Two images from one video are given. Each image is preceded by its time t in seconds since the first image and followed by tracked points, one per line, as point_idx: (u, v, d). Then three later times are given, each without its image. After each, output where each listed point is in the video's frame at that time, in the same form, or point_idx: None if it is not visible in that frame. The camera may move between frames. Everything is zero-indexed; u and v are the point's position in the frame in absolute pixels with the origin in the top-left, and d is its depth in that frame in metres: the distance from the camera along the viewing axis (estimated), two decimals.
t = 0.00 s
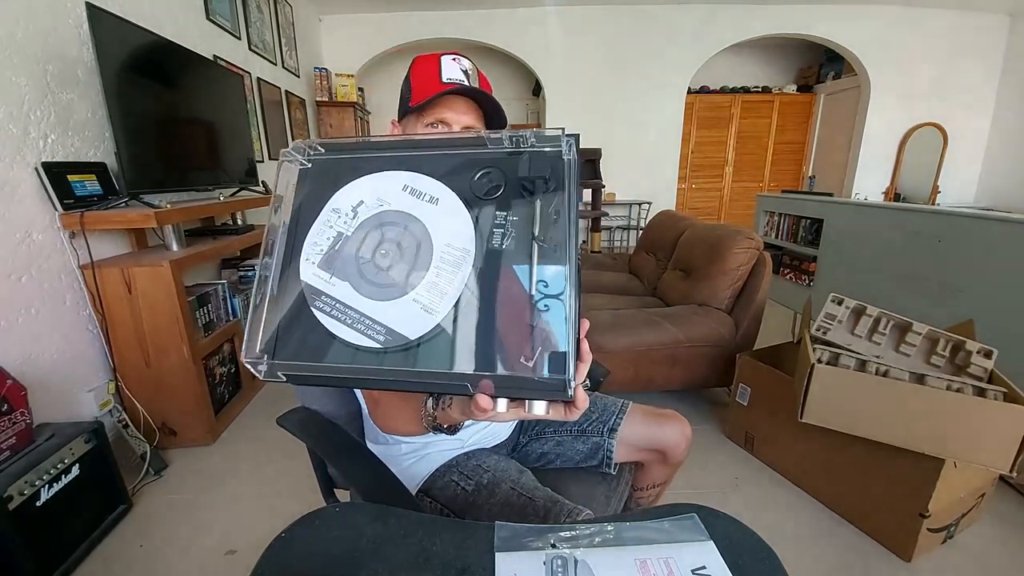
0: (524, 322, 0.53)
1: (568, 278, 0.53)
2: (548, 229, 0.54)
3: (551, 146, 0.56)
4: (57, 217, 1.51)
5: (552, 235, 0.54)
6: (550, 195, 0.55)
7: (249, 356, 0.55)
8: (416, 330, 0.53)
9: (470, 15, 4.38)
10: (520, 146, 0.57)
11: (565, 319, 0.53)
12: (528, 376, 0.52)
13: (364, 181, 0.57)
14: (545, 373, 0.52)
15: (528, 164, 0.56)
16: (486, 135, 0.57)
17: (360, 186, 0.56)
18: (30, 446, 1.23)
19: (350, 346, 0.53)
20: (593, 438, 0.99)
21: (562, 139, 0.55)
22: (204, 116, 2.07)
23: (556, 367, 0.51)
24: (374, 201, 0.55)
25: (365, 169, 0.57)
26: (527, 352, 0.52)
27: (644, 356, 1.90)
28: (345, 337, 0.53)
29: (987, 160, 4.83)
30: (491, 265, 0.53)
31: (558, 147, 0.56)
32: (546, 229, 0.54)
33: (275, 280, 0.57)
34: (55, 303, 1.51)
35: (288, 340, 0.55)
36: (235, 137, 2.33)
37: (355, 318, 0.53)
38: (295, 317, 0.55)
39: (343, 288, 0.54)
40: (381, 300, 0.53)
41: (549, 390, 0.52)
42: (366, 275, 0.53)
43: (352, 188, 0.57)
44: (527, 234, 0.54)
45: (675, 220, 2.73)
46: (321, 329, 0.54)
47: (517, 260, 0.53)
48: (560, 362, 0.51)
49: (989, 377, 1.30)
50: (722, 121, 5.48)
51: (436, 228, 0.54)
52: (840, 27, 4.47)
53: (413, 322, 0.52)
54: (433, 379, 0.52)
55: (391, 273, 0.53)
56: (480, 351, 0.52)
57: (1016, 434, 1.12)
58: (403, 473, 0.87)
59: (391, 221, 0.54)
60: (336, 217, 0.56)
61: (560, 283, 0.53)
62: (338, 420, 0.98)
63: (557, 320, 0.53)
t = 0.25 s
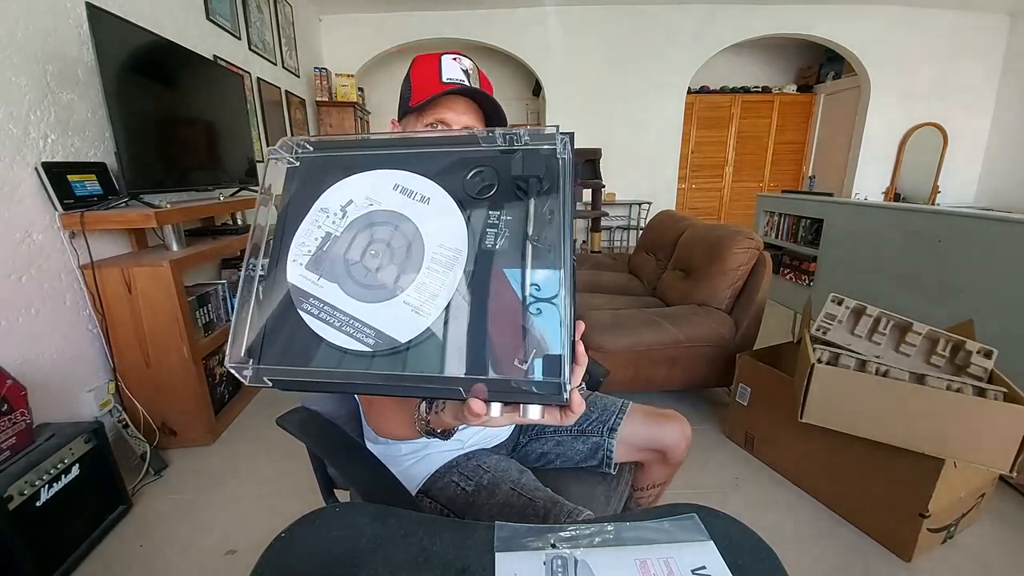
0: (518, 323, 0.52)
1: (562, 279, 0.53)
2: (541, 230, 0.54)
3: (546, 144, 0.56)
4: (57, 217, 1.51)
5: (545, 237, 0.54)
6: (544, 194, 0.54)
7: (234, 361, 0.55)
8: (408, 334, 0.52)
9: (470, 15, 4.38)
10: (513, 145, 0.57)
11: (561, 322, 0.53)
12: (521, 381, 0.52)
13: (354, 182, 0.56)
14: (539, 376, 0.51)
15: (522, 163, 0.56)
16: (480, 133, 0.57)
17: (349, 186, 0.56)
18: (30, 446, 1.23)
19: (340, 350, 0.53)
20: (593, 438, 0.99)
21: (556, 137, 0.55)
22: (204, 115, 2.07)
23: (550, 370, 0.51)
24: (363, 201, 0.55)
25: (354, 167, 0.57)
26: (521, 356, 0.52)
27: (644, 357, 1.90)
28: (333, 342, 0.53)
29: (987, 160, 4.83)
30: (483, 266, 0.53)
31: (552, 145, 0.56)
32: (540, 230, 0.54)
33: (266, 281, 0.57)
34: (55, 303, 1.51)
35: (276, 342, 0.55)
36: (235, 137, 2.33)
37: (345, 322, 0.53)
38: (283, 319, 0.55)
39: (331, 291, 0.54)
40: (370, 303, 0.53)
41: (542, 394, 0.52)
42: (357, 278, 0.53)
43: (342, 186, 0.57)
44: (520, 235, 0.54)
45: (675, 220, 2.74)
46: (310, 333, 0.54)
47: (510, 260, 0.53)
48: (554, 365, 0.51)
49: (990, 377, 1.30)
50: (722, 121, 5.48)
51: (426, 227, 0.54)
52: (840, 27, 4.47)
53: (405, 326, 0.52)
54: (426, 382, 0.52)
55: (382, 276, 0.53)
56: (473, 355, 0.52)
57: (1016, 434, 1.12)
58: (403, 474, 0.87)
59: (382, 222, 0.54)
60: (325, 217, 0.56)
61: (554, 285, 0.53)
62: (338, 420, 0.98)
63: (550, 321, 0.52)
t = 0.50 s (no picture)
0: (520, 328, 0.52)
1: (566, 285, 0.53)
2: (544, 237, 0.54)
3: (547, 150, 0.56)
4: (57, 217, 1.51)
5: (548, 243, 0.53)
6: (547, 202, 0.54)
7: (243, 360, 0.55)
8: (415, 337, 0.52)
9: (470, 15, 4.38)
10: (517, 151, 0.57)
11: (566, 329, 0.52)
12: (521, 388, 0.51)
13: (362, 185, 0.57)
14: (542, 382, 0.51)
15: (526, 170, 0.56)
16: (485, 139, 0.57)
17: (357, 189, 0.56)
18: (30, 447, 1.23)
19: (344, 352, 0.53)
20: (593, 439, 0.99)
21: (560, 143, 0.55)
22: (205, 115, 2.07)
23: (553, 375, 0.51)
24: (370, 205, 0.55)
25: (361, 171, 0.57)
26: (522, 361, 0.52)
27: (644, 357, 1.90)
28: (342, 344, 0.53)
29: (988, 160, 4.83)
30: (488, 271, 0.53)
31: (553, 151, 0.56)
32: (543, 236, 0.54)
33: (270, 283, 0.56)
34: (55, 303, 1.51)
35: (283, 342, 0.55)
36: (236, 136, 2.33)
37: (351, 326, 0.53)
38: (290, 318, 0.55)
39: (340, 292, 0.53)
40: (376, 303, 0.53)
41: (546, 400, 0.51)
42: (362, 280, 0.53)
43: (349, 189, 0.57)
44: (522, 242, 0.54)
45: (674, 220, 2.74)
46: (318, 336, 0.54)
47: (514, 267, 0.53)
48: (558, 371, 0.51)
49: (990, 377, 1.30)
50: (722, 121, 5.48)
51: (429, 230, 0.54)
52: (841, 27, 4.47)
53: (412, 329, 0.52)
54: (429, 385, 0.52)
55: (389, 278, 0.53)
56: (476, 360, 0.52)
57: (1016, 434, 1.12)
58: (403, 474, 0.88)
59: (389, 226, 0.54)
60: (333, 220, 0.56)
61: (556, 292, 0.52)
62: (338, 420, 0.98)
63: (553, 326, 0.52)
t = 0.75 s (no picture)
0: (548, 322, 0.49)
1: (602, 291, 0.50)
2: (589, 244, 0.50)
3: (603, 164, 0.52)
4: (57, 217, 1.51)
5: (591, 249, 0.50)
6: (596, 209, 0.51)
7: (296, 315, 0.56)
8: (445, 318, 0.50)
9: (470, 15, 4.38)
10: (564, 162, 0.53)
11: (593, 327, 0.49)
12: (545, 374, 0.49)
13: (424, 175, 0.55)
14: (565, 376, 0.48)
15: (579, 179, 0.52)
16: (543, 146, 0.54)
17: (422, 181, 0.55)
18: (30, 447, 1.23)
19: (380, 329, 0.52)
20: (592, 444, 0.99)
21: (607, 158, 0.51)
22: (205, 115, 2.07)
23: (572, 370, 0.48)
24: (427, 196, 0.54)
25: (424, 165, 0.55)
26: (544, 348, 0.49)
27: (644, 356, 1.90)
28: (383, 319, 0.52)
29: (987, 160, 4.83)
30: (526, 266, 0.50)
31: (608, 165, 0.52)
32: (586, 242, 0.50)
33: (322, 255, 0.56)
34: (55, 303, 1.51)
35: (323, 306, 0.54)
36: (235, 136, 2.33)
37: (393, 302, 0.52)
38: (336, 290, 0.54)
39: (389, 271, 0.52)
40: (422, 292, 0.51)
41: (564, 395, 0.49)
42: (413, 266, 0.52)
43: (411, 179, 0.55)
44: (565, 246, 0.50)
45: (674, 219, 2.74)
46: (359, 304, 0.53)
47: (551, 266, 0.50)
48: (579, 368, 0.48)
49: (990, 377, 1.30)
50: (722, 120, 5.48)
51: (478, 228, 0.51)
52: (840, 27, 4.47)
53: (444, 311, 0.50)
54: (453, 367, 0.50)
55: (434, 267, 0.51)
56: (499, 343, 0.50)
57: (1016, 434, 1.12)
58: (405, 472, 0.88)
59: (442, 214, 0.52)
60: (392, 206, 0.54)
61: (594, 295, 0.49)
62: (339, 419, 0.98)
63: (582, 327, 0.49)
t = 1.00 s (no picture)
0: (589, 314, 0.48)
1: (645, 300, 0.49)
2: (645, 258, 0.50)
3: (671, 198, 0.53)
4: (57, 217, 1.51)
5: (647, 263, 0.50)
6: (660, 229, 0.51)
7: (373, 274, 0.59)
8: (492, 298, 0.50)
9: (470, 15, 4.38)
10: (629, 185, 0.55)
11: (628, 329, 0.49)
12: (576, 354, 0.47)
13: (506, 173, 0.57)
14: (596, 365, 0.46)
15: (647, 203, 0.52)
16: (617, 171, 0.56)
17: (503, 182, 0.56)
18: (30, 447, 1.23)
19: (436, 294, 0.52)
20: (590, 452, 0.96)
21: (670, 192, 0.53)
22: (205, 115, 2.07)
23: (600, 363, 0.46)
24: (504, 195, 0.54)
25: (511, 167, 0.57)
26: (576, 337, 0.47)
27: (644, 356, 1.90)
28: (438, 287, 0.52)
29: (988, 160, 4.83)
30: (578, 262, 0.50)
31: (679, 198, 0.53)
32: (643, 255, 0.50)
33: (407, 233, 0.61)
34: (55, 303, 1.51)
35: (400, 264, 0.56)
36: (235, 136, 2.33)
37: (452, 275, 0.52)
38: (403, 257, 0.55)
39: (454, 248, 0.53)
40: (478, 276, 0.51)
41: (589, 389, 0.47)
42: (475, 250, 0.52)
43: (491, 176, 0.57)
44: (623, 253, 0.50)
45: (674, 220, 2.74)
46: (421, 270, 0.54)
47: (603, 265, 0.49)
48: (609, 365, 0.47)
49: (989, 377, 1.30)
50: (722, 120, 5.47)
51: (541, 228, 0.51)
52: (841, 27, 4.47)
53: (491, 290, 0.50)
54: (489, 339, 0.49)
55: (494, 254, 0.51)
56: (534, 320, 0.49)
57: (1016, 433, 1.12)
58: (409, 466, 0.89)
59: (512, 206, 0.53)
60: (472, 199, 0.55)
61: (639, 302, 0.49)
62: (341, 418, 0.99)
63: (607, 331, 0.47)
